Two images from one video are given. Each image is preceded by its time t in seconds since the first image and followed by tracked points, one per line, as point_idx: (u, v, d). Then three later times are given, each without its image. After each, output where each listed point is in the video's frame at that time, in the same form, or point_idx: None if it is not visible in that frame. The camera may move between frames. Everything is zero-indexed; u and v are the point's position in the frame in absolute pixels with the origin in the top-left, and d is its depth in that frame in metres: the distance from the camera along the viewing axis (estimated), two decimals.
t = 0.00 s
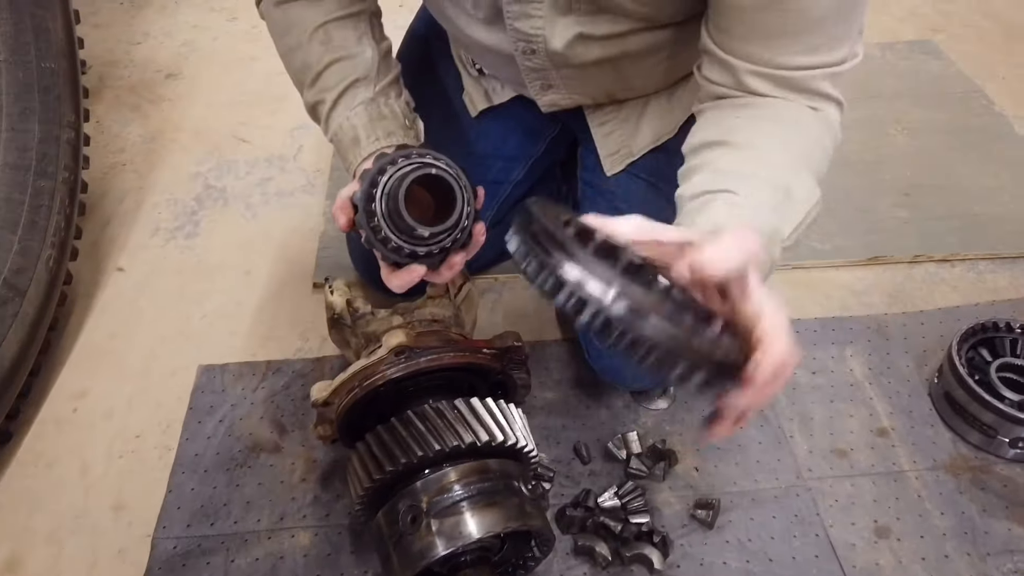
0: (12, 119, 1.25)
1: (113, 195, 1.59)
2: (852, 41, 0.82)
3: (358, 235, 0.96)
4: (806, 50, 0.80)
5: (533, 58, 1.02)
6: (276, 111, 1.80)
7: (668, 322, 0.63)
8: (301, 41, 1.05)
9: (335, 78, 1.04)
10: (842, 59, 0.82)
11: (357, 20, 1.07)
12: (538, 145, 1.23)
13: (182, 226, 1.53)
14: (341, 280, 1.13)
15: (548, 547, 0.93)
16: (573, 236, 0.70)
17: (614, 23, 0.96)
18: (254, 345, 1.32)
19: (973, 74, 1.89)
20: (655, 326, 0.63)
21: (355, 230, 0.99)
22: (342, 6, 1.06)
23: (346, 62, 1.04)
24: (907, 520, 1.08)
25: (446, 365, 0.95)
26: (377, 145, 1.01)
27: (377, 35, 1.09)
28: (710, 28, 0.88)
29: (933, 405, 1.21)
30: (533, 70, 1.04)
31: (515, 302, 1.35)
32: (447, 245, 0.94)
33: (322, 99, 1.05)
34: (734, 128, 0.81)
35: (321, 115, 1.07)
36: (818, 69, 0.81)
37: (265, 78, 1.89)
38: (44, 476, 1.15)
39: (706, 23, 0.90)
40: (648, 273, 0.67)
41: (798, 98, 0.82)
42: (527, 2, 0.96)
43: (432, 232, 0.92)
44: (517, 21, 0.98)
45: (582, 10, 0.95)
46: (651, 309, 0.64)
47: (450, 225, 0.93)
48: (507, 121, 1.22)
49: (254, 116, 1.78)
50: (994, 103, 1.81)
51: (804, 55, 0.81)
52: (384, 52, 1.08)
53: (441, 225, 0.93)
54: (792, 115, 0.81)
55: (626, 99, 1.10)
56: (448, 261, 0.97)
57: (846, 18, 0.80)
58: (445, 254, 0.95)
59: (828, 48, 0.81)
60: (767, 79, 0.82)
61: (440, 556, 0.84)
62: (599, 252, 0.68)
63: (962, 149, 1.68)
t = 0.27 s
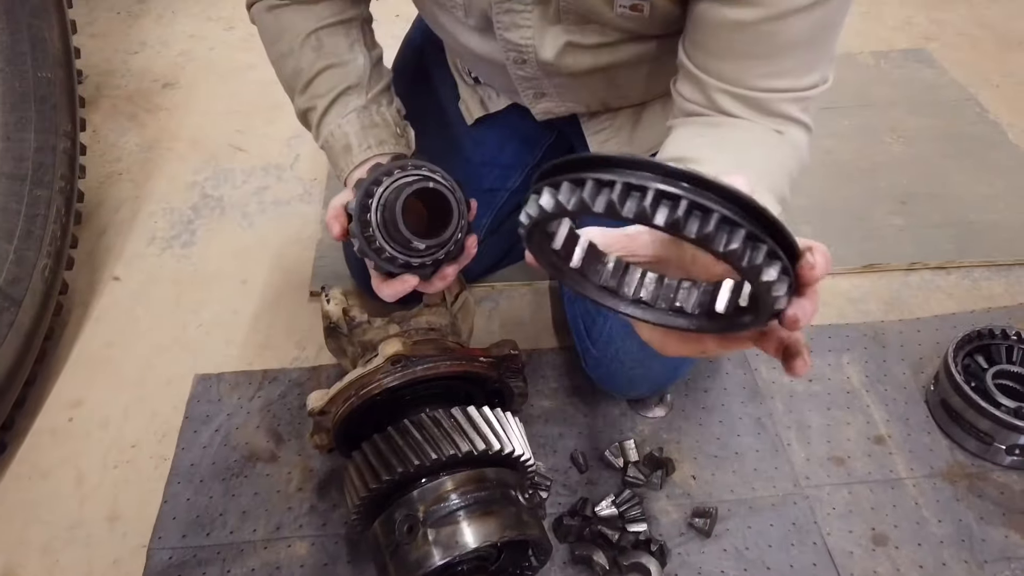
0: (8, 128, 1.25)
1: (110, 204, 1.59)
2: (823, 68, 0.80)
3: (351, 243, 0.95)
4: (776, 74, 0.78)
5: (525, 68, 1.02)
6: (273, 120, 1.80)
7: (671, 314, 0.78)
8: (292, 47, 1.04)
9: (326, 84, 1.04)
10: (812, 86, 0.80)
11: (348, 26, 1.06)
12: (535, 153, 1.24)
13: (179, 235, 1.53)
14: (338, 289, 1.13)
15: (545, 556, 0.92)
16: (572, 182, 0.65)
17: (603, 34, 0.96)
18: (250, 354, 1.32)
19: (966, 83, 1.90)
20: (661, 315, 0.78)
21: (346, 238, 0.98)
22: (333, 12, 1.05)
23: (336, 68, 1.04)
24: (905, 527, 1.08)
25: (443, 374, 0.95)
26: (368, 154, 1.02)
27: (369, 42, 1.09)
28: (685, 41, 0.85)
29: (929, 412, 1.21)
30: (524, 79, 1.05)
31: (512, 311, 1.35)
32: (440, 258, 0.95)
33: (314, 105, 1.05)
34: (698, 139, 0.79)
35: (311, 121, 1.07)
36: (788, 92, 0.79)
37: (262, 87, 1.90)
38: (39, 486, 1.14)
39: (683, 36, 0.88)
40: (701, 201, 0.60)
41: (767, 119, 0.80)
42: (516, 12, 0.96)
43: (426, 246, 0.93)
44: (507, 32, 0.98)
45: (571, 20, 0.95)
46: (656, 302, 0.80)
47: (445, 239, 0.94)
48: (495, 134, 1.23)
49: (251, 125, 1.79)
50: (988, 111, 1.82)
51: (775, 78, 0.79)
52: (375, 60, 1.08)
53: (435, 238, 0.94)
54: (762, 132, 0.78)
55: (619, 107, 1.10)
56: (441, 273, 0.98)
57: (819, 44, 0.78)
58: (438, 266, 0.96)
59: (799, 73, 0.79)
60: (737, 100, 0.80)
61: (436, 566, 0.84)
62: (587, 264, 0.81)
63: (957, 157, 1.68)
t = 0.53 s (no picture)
0: (4, 138, 1.25)
1: (105, 213, 1.59)
2: (820, 78, 0.80)
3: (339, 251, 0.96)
4: (775, 82, 0.79)
5: (519, 79, 1.03)
6: (269, 129, 1.80)
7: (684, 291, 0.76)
8: (287, 59, 1.05)
9: (320, 96, 1.04)
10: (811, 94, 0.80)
11: (344, 38, 1.07)
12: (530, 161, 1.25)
13: (174, 244, 1.53)
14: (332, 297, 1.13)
15: (540, 565, 0.92)
16: (561, 118, 0.65)
17: (599, 45, 0.96)
18: (245, 363, 1.31)
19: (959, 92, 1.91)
20: (672, 296, 0.77)
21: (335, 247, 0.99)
22: (329, 25, 1.06)
23: (331, 80, 1.04)
24: (900, 535, 1.08)
25: (437, 383, 0.95)
26: (360, 164, 1.02)
27: (364, 53, 1.09)
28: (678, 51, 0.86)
29: (924, 419, 1.21)
30: (519, 90, 1.06)
31: (507, 319, 1.35)
32: (428, 266, 0.95)
33: (308, 117, 1.05)
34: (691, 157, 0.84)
35: (306, 133, 1.08)
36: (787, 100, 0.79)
37: (258, 96, 1.90)
38: (33, 497, 1.14)
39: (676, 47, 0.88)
40: (696, 102, 0.62)
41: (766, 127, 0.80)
42: (510, 24, 0.97)
43: (413, 252, 0.93)
44: (502, 43, 0.98)
45: (566, 32, 0.95)
46: (664, 284, 0.78)
47: (432, 245, 0.93)
48: (492, 142, 1.24)
49: (246, 134, 1.79)
50: (981, 120, 1.83)
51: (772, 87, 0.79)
52: (371, 72, 1.09)
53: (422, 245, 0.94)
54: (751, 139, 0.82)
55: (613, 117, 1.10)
56: (429, 281, 0.97)
57: (816, 54, 0.78)
58: (425, 272, 0.96)
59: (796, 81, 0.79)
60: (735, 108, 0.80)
61: None
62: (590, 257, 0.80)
63: (950, 165, 1.69)
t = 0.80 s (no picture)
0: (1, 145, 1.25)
1: (103, 220, 1.59)
2: (815, 84, 0.80)
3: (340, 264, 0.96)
4: (770, 88, 0.79)
5: (517, 85, 1.03)
6: (267, 136, 1.80)
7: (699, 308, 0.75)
8: (285, 71, 1.05)
9: (319, 107, 1.05)
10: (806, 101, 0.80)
11: (342, 51, 1.07)
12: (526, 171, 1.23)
13: (172, 251, 1.53)
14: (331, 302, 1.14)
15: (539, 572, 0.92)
16: (573, 145, 0.63)
17: (594, 53, 0.96)
18: (243, 370, 1.31)
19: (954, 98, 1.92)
20: (687, 313, 0.76)
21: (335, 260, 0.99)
22: (327, 36, 1.06)
23: (329, 92, 1.05)
24: (899, 540, 1.08)
25: (436, 389, 0.95)
26: (359, 175, 1.02)
27: (362, 65, 1.10)
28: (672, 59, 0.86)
29: (922, 424, 1.21)
30: (516, 97, 1.06)
31: (506, 325, 1.35)
32: (429, 275, 0.95)
33: (306, 128, 1.05)
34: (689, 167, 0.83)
35: (304, 143, 1.08)
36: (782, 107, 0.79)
37: (256, 103, 1.91)
38: (31, 505, 1.13)
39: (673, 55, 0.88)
40: (714, 124, 0.60)
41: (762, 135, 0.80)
42: (508, 31, 0.96)
43: (415, 262, 0.93)
44: (500, 50, 0.98)
45: (562, 40, 0.96)
46: (676, 302, 0.77)
47: (433, 255, 0.94)
48: (489, 148, 1.23)
49: (244, 141, 1.79)
50: (977, 125, 1.84)
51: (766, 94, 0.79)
52: (369, 83, 1.09)
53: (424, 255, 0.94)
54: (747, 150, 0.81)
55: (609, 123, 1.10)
56: (429, 290, 0.98)
57: (810, 61, 0.78)
58: (426, 282, 0.96)
59: (791, 87, 0.79)
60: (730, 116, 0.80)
61: None
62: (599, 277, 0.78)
63: (946, 170, 1.70)
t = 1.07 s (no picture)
0: None
1: (100, 228, 1.59)
2: (814, 92, 0.80)
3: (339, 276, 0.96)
4: (768, 98, 0.79)
5: (514, 94, 1.03)
6: (264, 144, 1.81)
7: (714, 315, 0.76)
8: (283, 82, 1.05)
9: (317, 118, 1.05)
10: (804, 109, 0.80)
11: (339, 61, 1.08)
12: (524, 178, 1.24)
13: (169, 259, 1.53)
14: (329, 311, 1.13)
15: None
16: (572, 163, 0.63)
17: (591, 64, 0.97)
18: (241, 379, 1.31)
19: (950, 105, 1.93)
20: (704, 323, 0.76)
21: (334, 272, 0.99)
22: (325, 48, 1.07)
23: (327, 103, 1.05)
24: (898, 547, 1.08)
25: (434, 397, 0.95)
26: (356, 187, 1.02)
27: (360, 76, 1.10)
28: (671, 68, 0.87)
29: (920, 431, 1.21)
30: (513, 107, 1.06)
31: (503, 333, 1.35)
32: (427, 286, 0.95)
33: (303, 139, 1.05)
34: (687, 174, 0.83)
35: (302, 154, 1.08)
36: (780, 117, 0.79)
37: (253, 111, 1.91)
38: (27, 515, 1.13)
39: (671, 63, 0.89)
40: (708, 115, 0.61)
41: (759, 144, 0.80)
42: (505, 41, 0.96)
43: (413, 273, 0.93)
44: (497, 60, 0.98)
45: (559, 50, 0.96)
46: (693, 312, 0.78)
47: (431, 266, 0.94)
48: (483, 157, 1.24)
49: (242, 149, 1.79)
50: (972, 132, 1.85)
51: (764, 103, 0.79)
52: (366, 95, 1.09)
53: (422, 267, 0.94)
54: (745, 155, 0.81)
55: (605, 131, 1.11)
56: (427, 302, 0.98)
57: (808, 70, 0.78)
58: (425, 294, 0.96)
59: (788, 96, 0.79)
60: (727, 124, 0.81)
61: None
62: (609, 297, 0.79)
63: (942, 177, 1.70)
